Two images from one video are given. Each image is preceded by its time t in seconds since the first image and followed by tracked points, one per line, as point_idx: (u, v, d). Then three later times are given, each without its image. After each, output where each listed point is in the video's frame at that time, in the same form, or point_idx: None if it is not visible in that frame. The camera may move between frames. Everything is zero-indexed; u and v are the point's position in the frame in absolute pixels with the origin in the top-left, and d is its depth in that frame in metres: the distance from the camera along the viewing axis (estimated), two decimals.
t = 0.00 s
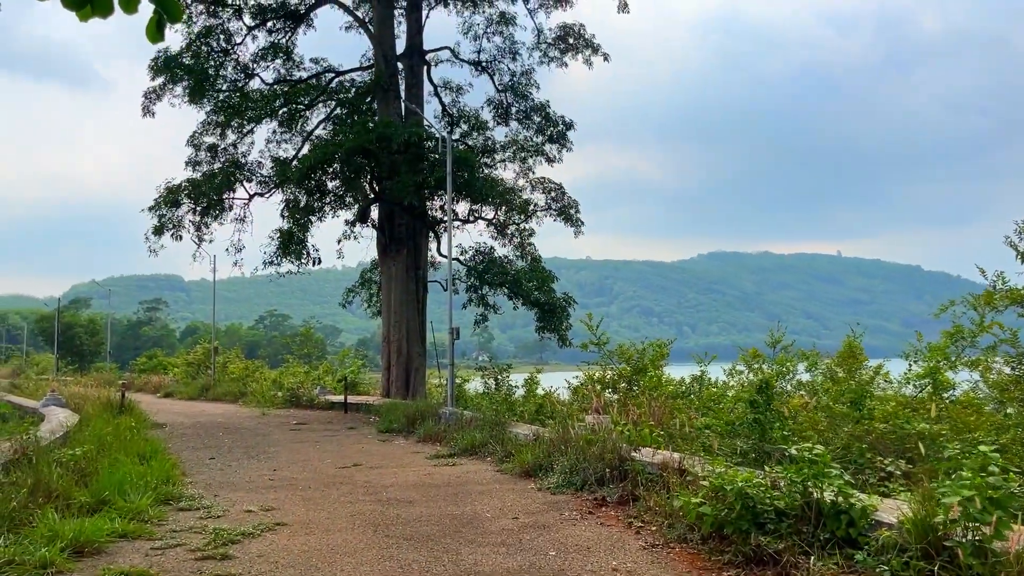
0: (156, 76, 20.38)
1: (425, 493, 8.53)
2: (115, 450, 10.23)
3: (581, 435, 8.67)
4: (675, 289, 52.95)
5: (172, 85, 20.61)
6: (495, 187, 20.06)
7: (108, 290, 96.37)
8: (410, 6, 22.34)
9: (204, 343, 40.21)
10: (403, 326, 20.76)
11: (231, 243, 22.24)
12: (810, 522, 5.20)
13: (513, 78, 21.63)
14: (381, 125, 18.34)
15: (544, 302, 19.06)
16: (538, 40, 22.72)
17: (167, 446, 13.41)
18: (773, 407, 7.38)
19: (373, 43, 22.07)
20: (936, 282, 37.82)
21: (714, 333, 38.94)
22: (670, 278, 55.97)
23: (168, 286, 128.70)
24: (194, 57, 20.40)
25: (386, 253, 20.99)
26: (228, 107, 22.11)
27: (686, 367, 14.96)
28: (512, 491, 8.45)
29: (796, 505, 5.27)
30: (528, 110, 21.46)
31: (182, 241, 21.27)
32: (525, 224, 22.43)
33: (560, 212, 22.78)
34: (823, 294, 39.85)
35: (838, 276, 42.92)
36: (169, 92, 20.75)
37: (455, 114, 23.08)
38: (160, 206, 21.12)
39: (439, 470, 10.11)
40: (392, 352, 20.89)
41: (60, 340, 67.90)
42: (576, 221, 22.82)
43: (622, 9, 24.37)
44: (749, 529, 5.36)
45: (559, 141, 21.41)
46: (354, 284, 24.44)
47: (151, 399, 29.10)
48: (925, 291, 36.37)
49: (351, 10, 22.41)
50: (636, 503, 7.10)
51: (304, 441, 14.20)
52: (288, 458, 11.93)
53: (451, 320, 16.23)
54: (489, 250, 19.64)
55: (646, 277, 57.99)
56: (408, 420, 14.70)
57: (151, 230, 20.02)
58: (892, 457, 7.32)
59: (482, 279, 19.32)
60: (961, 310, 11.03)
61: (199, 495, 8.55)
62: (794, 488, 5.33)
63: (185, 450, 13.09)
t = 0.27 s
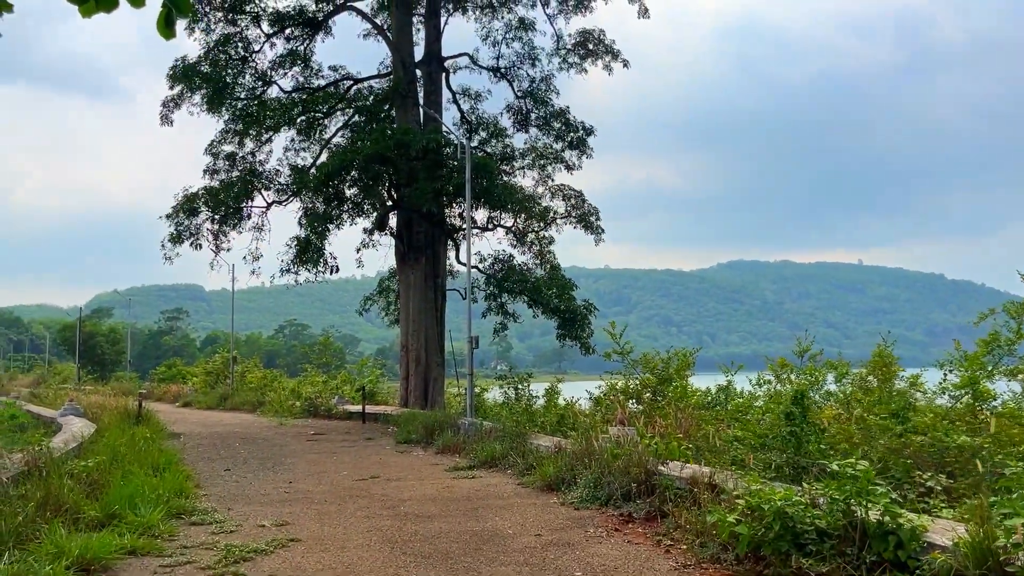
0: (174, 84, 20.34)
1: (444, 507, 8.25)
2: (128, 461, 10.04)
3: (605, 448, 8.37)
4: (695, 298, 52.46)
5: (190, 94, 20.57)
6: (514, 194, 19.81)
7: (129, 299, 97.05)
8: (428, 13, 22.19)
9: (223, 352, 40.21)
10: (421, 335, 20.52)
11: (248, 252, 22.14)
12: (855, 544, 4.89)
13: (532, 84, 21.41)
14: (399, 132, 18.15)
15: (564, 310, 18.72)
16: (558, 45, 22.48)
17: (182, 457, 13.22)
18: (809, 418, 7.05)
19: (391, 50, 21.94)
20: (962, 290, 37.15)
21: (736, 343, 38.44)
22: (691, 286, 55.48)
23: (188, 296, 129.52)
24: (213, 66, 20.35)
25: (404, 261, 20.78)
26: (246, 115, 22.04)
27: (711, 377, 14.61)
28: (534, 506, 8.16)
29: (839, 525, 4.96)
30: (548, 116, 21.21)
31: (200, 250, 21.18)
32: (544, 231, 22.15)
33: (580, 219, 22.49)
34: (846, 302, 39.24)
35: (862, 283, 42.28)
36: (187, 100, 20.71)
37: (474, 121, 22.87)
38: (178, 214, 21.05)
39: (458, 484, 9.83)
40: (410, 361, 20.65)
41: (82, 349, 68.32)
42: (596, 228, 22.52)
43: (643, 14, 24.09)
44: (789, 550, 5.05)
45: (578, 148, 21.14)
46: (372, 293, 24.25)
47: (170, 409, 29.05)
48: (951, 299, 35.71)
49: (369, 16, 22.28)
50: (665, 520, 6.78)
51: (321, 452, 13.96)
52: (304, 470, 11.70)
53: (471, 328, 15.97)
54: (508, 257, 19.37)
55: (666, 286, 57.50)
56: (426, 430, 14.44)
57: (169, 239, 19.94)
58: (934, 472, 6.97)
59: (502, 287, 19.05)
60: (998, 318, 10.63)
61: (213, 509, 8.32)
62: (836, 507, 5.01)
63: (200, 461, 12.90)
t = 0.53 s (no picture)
0: (191, 92, 20.29)
1: (463, 521, 7.96)
2: (140, 472, 9.84)
3: (631, 460, 8.05)
4: (715, 307, 51.97)
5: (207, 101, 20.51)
6: (533, 201, 19.54)
7: (149, 309, 97.61)
8: (446, 19, 22.04)
9: (241, 361, 40.15)
10: (439, 344, 20.27)
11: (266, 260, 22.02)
12: (904, 564, 4.59)
13: (551, 90, 21.18)
14: (416, 138, 17.96)
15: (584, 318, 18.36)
16: (576, 51, 22.24)
17: (197, 467, 13.03)
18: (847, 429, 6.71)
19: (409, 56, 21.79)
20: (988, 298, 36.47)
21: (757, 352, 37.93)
22: (710, 295, 54.98)
23: (208, 306, 130.26)
24: (230, 73, 20.28)
25: (422, 269, 20.55)
26: (263, 124, 21.95)
27: (736, 387, 14.24)
28: (556, 519, 7.86)
29: (887, 544, 4.65)
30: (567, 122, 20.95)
31: (217, 258, 21.08)
32: (563, 238, 21.86)
33: (600, 226, 22.18)
34: (869, 310, 38.66)
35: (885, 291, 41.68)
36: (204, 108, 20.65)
37: (492, 128, 22.66)
38: (195, 222, 20.97)
39: (477, 496, 9.54)
40: (427, 370, 20.40)
41: (102, 358, 68.66)
42: (616, 235, 22.21)
43: (662, 19, 23.86)
44: (833, 571, 4.71)
45: (598, 153, 20.86)
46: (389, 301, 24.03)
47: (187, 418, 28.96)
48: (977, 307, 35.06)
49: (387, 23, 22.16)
50: (695, 536, 6.46)
51: (337, 463, 13.72)
52: (320, 481, 11.46)
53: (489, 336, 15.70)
54: (527, 265, 19.08)
55: (686, 294, 56.98)
56: (444, 441, 14.17)
57: (186, 247, 19.84)
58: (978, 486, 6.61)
59: (520, 295, 18.77)
60: None
61: (225, 522, 8.08)
62: (883, 525, 4.70)
63: (215, 471, 12.70)
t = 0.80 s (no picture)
0: (206, 100, 20.23)
1: (480, 538, 7.67)
2: (150, 485, 9.63)
3: (654, 475, 7.75)
4: (734, 316, 51.45)
5: (223, 110, 20.44)
6: (550, 209, 19.28)
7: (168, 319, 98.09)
8: (462, 26, 21.87)
9: (258, 372, 40.06)
10: (456, 353, 20.02)
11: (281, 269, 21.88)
12: None
13: (568, 97, 20.95)
14: (432, 145, 17.76)
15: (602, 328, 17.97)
16: (594, 57, 22.00)
17: (208, 479, 12.81)
18: (884, 444, 6.38)
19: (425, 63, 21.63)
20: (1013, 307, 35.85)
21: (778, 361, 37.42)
22: (729, 304, 54.46)
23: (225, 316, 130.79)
24: (246, 82, 20.20)
25: (438, 278, 20.32)
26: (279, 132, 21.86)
27: (760, 397, 13.88)
28: (577, 537, 7.56)
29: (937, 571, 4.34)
30: (584, 129, 20.71)
31: (232, 267, 20.96)
32: (581, 247, 21.58)
33: (618, 234, 21.89)
34: (891, 319, 38.09)
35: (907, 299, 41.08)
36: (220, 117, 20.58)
37: (509, 135, 22.44)
38: (210, 231, 20.87)
39: (494, 511, 9.26)
40: (444, 380, 20.15)
41: (120, 368, 68.87)
42: (634, 243, 21.90)
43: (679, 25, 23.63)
44: None
45: (616, 160, 20.59)
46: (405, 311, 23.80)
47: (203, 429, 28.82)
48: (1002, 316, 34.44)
49: (403, 30, 22.02)
50: (724, 556, 6.15)
51: (352, 475, 13.47)
52: (334, 494, 11.21)
53: (506, 345, 15.45)
54: (545, 273, 18.80)
55: (704, 304, 56.46)
56: (460, 453, 13.89)
57: (201, 256, 19.73)
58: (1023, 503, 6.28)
59: (538, 304, 18.49)
60: None
61: (234, 538, 7.84)
62: (931, 549, 4.39)
63: (227, 483, 12.48)
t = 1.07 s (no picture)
0: (220, 106, 20.14)
1: (494, 548, 7.43)
2: (158, 493, 9.46)
3: (675, 484, 7.48)
4: (752, 322, 50.98)
5: (236, 115, 20.35)
6: (566, 213, 19.04)
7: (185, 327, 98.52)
8: (477, 29, 21.66)
9: (273, 378, 40.01)
10: (471, 360, 19.80)
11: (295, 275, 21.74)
12: None
13: (584, 100, 20.71)
14: (447, 149, 17.56)
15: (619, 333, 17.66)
16: (610, 60, 21.75)
17: (218, 487, 12.62)
18: (919, 453, 6.07)
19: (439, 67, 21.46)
20: None
21: (796, 368, 36.95)
22: (746, 310, 53.98)
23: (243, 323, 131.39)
24: (259, 87, 20.10)
25: (453, 283, 20.12)
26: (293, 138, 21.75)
27: (783, 405, 13.56)
28: (594, 548, 7.30)
29: None
30: (600, 132, 20.45)
31: (246, 273, 20.83)
32: (597, 252, 21.31)
33: (634, 238, 21.60)
34: (913, 324, 37.53)
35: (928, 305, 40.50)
36: (234, 122, 20.50)
37: (524, 140, 22.23)
38: (224, 237, 20.76)
39: (509, 521, 8.99)
40: (459, 387, 19.91)
41: (138, 375, 69.15)
42: (651, 247, 21.60)
43: (697, 28, 23.38)
44: None
45: (633, 164, 20.31)
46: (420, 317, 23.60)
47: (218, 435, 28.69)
48: None
49: (417, 34, 21.87)
50: (750, 571, 5.88)
51: (365, 483, 13.24)
52: (346, 503, 10.98)
53: (520, 350, 15.21)
54: (561, 278, 18.53)
55: (722, 310, 55.95)
56: (475, 460, 13.63)
57: (214, 262, 19.61)
58: None
59: (553, 309, 18.21)
60: None
61: (241, 548, 7.62)
62: (977, 565, 4.12)
63: (238, 491, 12.29)
